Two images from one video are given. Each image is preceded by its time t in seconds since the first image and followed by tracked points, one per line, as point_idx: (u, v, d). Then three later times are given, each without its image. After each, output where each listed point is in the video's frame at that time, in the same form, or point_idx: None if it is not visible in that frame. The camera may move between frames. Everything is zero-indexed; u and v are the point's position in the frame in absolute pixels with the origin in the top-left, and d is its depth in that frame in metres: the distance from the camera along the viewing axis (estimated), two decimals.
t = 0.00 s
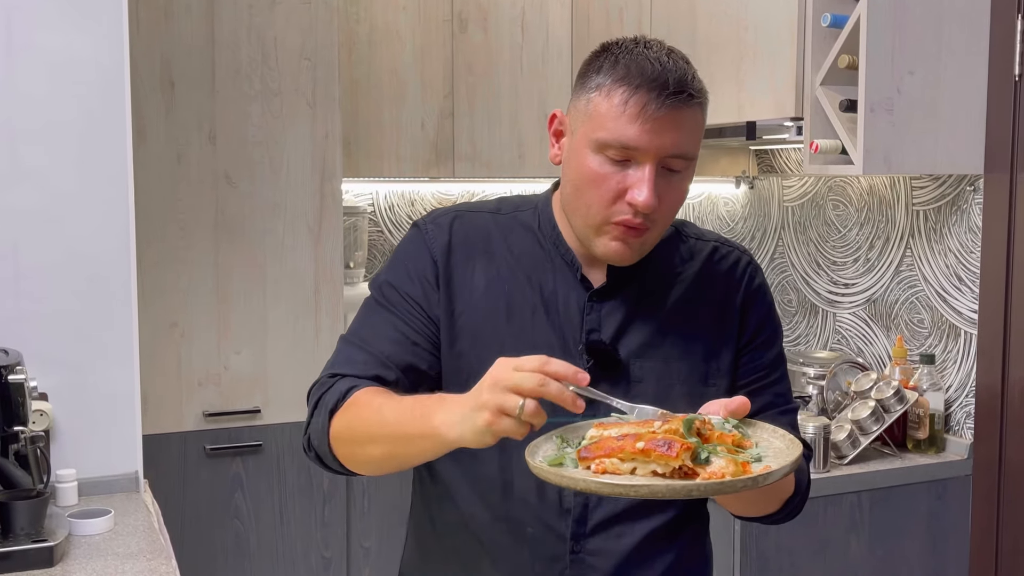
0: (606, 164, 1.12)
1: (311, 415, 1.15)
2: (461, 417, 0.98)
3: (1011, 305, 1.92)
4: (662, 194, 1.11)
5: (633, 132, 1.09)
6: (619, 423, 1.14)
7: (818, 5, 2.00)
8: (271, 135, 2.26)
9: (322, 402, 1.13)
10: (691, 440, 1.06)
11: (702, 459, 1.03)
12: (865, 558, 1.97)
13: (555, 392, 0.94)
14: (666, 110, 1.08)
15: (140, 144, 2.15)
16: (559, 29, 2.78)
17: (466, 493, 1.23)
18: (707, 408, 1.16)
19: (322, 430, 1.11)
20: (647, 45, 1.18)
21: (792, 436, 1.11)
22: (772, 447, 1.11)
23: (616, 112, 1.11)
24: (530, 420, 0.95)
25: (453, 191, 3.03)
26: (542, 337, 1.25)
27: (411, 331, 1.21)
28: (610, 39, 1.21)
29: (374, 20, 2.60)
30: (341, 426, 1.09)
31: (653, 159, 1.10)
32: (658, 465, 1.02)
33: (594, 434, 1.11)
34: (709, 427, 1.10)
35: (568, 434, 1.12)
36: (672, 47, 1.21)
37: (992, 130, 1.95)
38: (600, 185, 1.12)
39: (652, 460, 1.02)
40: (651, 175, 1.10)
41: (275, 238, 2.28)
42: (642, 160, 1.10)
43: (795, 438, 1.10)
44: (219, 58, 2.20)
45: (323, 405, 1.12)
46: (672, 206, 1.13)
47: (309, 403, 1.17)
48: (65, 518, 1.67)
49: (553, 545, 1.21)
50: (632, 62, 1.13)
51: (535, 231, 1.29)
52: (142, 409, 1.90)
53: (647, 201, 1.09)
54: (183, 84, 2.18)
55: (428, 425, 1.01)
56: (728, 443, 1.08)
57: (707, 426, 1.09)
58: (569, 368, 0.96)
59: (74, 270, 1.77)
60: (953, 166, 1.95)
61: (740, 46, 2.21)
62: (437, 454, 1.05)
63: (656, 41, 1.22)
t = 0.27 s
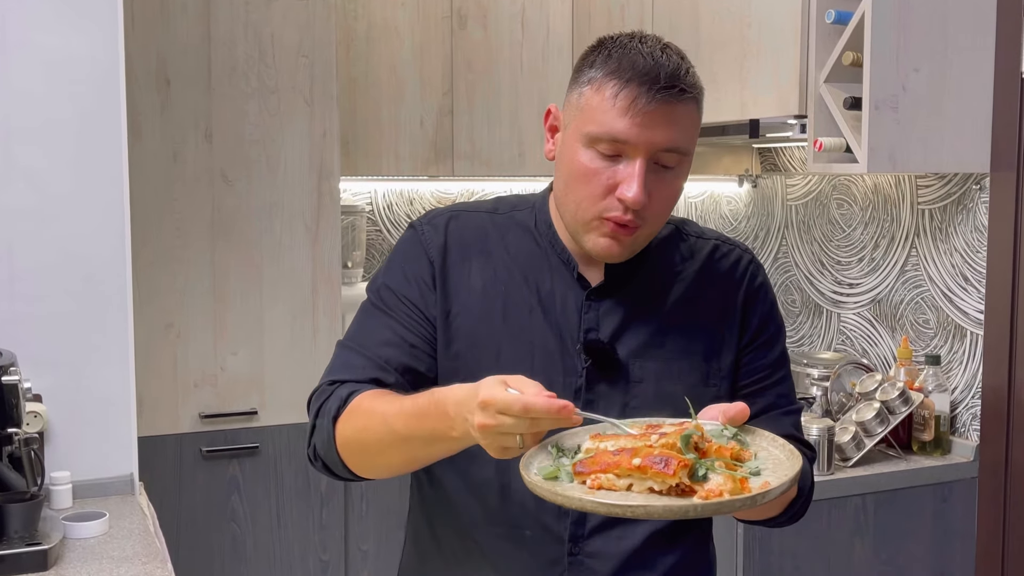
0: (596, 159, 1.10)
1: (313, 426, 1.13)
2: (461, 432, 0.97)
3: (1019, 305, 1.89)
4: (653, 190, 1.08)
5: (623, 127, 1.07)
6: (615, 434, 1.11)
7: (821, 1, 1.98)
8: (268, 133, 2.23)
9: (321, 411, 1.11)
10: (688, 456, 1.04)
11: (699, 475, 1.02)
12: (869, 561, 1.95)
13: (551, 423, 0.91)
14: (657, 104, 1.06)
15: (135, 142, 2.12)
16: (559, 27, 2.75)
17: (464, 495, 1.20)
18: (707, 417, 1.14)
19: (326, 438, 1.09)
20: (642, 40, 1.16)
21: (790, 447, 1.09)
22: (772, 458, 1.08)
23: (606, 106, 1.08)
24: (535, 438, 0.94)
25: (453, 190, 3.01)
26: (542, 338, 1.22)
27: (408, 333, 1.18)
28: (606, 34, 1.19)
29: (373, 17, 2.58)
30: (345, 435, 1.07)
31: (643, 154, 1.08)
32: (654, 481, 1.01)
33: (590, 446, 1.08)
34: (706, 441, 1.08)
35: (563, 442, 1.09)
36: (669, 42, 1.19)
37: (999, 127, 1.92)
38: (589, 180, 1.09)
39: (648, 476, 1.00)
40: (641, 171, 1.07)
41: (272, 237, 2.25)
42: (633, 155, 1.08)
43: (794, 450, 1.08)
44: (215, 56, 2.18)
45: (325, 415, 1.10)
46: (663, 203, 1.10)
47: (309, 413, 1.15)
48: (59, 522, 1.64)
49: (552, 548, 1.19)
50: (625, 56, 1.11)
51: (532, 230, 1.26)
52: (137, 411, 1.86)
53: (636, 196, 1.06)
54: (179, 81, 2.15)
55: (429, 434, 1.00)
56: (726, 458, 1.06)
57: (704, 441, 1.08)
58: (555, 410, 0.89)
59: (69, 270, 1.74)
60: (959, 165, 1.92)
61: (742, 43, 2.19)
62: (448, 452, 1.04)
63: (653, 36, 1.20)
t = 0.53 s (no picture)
0: (604, 163, 1.07)
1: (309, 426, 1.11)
2: (439, 407, 0.94)
3: None
4: (665, 191, 1.06)
5: (632, 128, 1.05)
6: (619, 433, 1.09)
7: None
8: (265, 132, 2.21)
9: (315, 408, 1.10)
10: (695, 455, 1.02)
11: (707, 475, 1.00)
12: (874, 564, 1.92)
13: (518, 376, 0.89)
14: (665, 104, 1.04)
15: (130, 141, 2.10)
16: (560, 23, 2.73)
17: (462, 499, 1.18)
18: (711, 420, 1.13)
19: (319, 435, 1.07)
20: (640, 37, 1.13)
21: (799, 449, 1.06)
22: (779, 459, 1.06)
23: (613, 108, 1.06)
24: (503, 406, 0.90)
25: (453, 189, 2.98)
26: (541, 339, 1.20)
27: (406, 333, 1.16)
28: (602, 33, 1.16)
29: (371, 14, 2.55)
30: (335, 430, 1.05)
31: (653, 155, 1.05)
32: (660, 481, 0.99)
33: (594, 444, 1.06)
34: (713, 440, 1.06)
35: (566, 442, 1.06)
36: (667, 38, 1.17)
37: (1005, 125, 1.90)
38: (600, 185, 1.07)
39: (655, 475, 0.99)
40: (653, 173, 1.05)
41: (269, 236, 2.23)
42: (643, 156, 1.06)
43: (803, 451, 1.05)
44: (211, 53, 2.15)
45: (317, 412, 1.09)
46: (675, 202, 1.08)
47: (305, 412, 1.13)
48: (53, 525, 1.61)
49: (552, 553, 1.16)
50: (626, 55, 1.08)
51: (532, 230, 1.24)
52: (133, 413, 1.83)
53: (650, 198, 1.04)
54: (175, 79, 2.13)
55: (410, 416, 0.97)
56: (734, 458, 1.03)
57: (712, 441, 1.05)
58: (520, 354, 0.88)
59: (63, 271, 1.71)
60: (965, 164, 1.90)
61: (745, 40, 2.16)
62: (435, 442, 1.00)
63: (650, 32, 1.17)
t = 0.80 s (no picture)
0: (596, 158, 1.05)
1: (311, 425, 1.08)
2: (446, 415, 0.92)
3: None
4: (655, 190, 1.04)
5: (624, 124, 1.02)
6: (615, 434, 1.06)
7: None
8: (262, 130, 2.19)
9: (320, 408, 1.07)
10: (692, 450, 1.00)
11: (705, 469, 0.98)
12: (879, 567, 1.89)
13: (518, 401, 0.86)
14: (660, 101, 1.01)
15: (126, 139, 2.07)
16: (560, 20, 2.70)
17: (463, 502, 1.16)
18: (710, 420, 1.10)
19: (322, 435, 1.05)
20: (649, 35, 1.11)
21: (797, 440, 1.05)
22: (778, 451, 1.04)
23: (607, 103, 1.04)
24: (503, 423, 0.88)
25: (452, 188, 2.95)
26: (545, 339, 1.18)
27: (412, 332, 1.14)
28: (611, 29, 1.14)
29: (369, 11, 2.53)
30: (341, 430, 1.03)
31: (645, 153, 1.03)
32: (659, 477, 0.96)
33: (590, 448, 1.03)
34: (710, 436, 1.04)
35: (563, 449, 1.04)
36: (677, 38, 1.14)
37: (1012, 123, 1.87)
38: (590, 180, 1.05)
39: (653, 471, 0.96)
40: (643, 170, 1.03)
41: (266, 236, 2.20)
42: (634, 153, 1.03)
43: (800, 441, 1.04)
44: (208, 50, 2.13)
45: (322, 411, 1.06)
46: (666, 203, 1.05)
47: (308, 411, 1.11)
48: (47, 528, 1.58)
49: (554, 557, 1.14)
50: (629, 52, 1.06)
51: (537, 229, 1.21)
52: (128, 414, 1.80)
53: (636, 195, 1.01)
54: (170, 77, 2.11)
55: (417, 421, 0.95)
56: (731, 451, 1.01)
57: (708, 436, 1.03)
58: (519, 382, 0.85)
59: (57, 270, 1.69)
60: (971, 162, 1.87)
61: (748, 37, 2.14)
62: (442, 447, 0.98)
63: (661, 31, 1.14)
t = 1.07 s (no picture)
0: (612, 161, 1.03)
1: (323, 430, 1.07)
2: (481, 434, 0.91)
3: None
4: (674, 190, 1.01)
5: (640, 126, 1.00)
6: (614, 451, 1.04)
7: None
8: (259, 127, 2.16)
9: (332, 414, 1.05)
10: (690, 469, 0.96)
11: (702, 489, 0.94)
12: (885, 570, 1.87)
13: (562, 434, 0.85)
14: (675, 101, 0.99)
15: (120, 137, 2.05)
16: (560, 16, 2.67)
17: (463, 506, 1.13)
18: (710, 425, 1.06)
19: (337, 442, 1.03)
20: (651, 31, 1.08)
21: (799, 455, 1.01)
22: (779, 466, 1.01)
23: (621, 105, 1.01)
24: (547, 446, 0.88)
25: (451, 187, 2.93)
26: (551, 339, 1.15)
27: (420, 332, 1.11)
28: (611, 26, 1.11)
29: (367, 7, 2.51)
30: (356, 439, 1.01)
31: (662, 154, 1.00)
32: (656, 498, 0.93)
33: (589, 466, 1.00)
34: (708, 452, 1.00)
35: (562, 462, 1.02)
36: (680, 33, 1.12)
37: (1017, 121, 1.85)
38: (607, 184, 1.02)
39: (650, 493, 0.93)
40: (662, 172, 1.00)
41: (264, 236, 2.18)
42: (651, 155, 1.01)
43: (802, 455, 1.00)
44: (204, 47, 2.11)
45: (335, 418, 1.04)
46: (684, 203, 1.03)
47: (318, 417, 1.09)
48: (41, 531, 1.55)
49: (557, 562, 1.11)
50: (636, 51, 1.04)
51: (542, 227, 1.19)
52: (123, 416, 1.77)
53: (659, 198, 0.99)
54: (166, 74, 2.09)
55: (445, 436, 0.94)
56: (730, 469, 0.98)
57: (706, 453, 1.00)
58: (563, 422, 0.83)
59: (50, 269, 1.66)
60: (976, 160, 1.85)
61: (751, 34, 2.11)
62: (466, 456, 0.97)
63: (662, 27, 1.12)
